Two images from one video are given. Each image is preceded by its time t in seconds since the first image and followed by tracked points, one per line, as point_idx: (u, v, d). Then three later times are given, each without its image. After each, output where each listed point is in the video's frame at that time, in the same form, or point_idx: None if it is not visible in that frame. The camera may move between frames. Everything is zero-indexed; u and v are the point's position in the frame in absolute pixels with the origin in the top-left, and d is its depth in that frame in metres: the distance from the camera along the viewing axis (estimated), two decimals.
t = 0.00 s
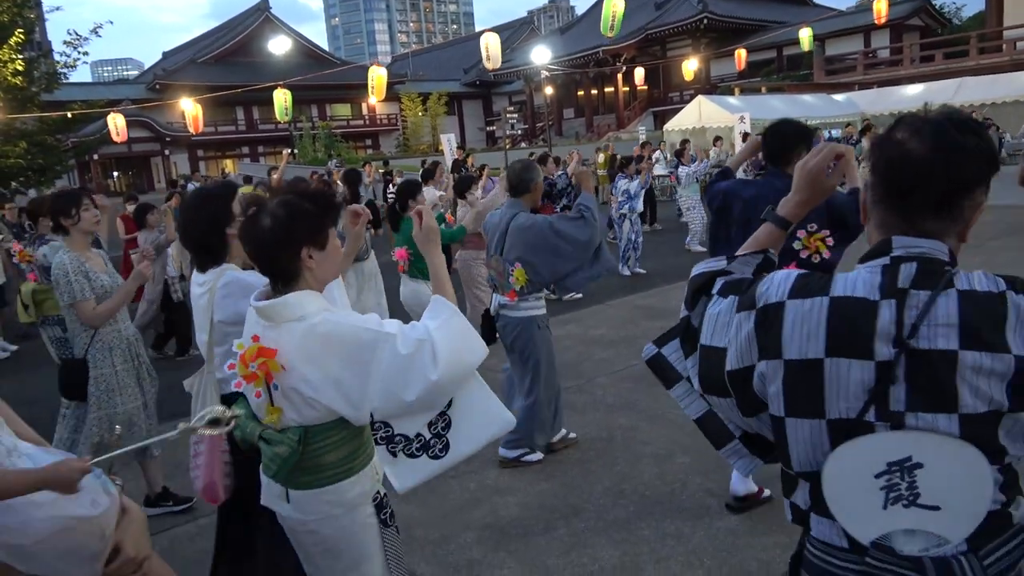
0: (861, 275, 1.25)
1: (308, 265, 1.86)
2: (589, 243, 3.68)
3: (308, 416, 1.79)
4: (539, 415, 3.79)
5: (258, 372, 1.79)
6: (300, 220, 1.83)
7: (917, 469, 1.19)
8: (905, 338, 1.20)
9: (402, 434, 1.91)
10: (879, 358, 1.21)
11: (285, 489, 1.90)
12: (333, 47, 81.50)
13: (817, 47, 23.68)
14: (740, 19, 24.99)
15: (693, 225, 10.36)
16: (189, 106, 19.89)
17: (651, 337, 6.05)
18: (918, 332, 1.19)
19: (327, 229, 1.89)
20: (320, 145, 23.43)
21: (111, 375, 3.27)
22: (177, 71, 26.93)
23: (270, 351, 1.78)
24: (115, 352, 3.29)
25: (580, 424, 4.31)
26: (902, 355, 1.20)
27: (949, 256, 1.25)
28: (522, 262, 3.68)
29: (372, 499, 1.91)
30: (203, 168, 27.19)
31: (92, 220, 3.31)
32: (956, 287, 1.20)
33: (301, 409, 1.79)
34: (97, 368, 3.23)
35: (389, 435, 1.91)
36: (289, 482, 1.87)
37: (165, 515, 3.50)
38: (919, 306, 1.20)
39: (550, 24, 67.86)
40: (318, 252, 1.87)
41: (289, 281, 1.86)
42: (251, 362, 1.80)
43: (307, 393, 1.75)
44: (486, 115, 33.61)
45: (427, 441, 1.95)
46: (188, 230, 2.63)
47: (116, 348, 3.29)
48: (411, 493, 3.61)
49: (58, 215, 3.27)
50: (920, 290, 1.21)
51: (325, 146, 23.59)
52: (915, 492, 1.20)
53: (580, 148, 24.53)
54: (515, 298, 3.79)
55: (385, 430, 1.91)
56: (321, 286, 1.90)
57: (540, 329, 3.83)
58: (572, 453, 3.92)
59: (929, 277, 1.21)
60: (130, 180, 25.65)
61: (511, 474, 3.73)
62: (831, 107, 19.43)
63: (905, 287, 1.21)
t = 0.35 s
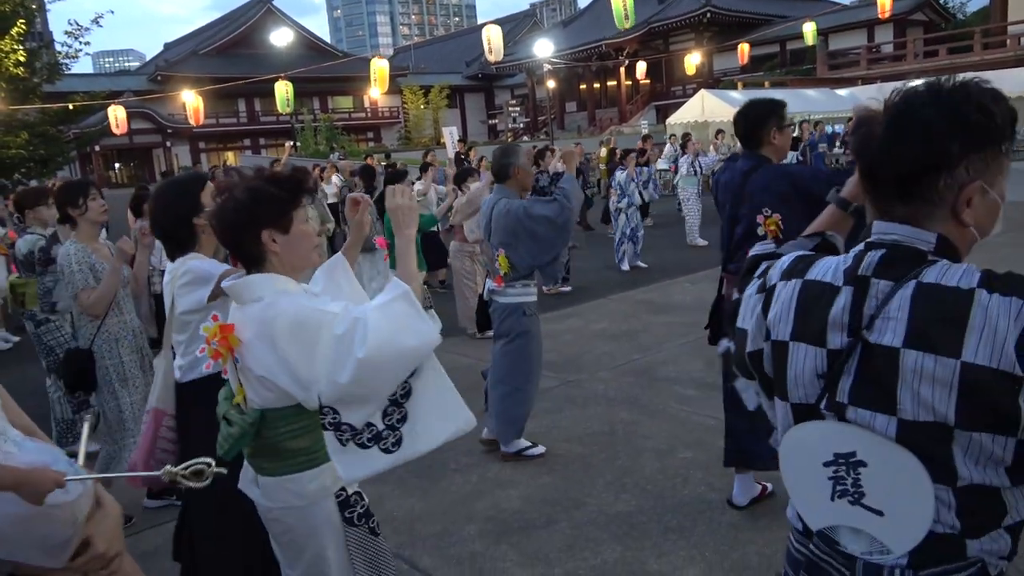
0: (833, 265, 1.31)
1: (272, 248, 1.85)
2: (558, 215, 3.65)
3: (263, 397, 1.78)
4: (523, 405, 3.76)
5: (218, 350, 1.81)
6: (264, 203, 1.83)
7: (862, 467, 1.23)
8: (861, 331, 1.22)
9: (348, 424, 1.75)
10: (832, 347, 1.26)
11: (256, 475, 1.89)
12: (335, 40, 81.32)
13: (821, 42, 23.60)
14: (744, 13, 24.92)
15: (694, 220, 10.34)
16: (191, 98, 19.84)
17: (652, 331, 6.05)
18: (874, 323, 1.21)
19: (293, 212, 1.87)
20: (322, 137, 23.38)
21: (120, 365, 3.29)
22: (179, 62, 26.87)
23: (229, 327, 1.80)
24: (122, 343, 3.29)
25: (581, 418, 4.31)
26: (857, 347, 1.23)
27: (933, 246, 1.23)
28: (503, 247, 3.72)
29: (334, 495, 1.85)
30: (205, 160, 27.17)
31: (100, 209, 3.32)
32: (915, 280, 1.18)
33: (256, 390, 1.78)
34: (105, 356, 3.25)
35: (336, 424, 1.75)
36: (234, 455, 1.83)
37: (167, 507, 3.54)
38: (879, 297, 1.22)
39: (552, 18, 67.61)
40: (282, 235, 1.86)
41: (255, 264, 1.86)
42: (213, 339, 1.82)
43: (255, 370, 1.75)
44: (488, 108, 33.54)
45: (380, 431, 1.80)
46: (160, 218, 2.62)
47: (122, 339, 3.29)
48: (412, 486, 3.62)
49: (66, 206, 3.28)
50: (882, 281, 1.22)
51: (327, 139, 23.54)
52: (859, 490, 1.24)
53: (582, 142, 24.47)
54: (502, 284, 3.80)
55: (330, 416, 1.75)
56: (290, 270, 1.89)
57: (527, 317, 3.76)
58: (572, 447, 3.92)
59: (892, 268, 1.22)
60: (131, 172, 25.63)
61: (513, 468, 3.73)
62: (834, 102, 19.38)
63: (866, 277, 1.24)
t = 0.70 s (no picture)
0: (903, 270, 1.32)
1: (257, 243, 1.83)
2: (528, 217, 3.62)
3: (252, 395, 1.77)
4: (509, 401, 3.76)
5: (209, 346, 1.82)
6: (247, 197, 1.81)
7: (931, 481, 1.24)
8: (927, 340, 1.23)
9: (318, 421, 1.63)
10: (899, 356, 1.28)
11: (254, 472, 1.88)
12: (345, 35, 81.31)
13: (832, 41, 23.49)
14: (754, 12, 24.84)
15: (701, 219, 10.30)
16: (199, 92, 19.87)
17: (659, 329, 6.03)
18: (939, 330, 1.21)
19: (277, 205, 1.84)
20: (330, 132, 23.37)
21: (99, 365, 3.26)
22: (188, 55, 26.92)
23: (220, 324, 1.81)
24: (104, 342, 3.27)
25: (587, 416, 4.30)
26: (923, 355, 1.24)
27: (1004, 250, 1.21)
28: (487, 241, 3.78)
29: (327, 494, 1.83)
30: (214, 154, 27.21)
31: (93, 201, 3.27)
32: (978, 285, 1.17)
33: (246, 387, 1.77)
34: (83, 355, 3.22)
35: (315, 424, 1.64)
36: (225, 458, 1.86)
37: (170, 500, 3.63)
38: (945, 303, 1.21)
39: (562, 14, 67.39)
40: (267, 229, 1.83)
41: (243, 259, 1.85)
42: (206, 336, 1.83)
43: (241, 367, 1.73)
44: (497, 104, 33.49)
45: (362, 429, 1.67)
46: (155, 205, 2.59)
47: (105, 338, 3.27)
48: (417, 482, 3.61)
49: (56, 198, 3.24)
50: (948, 286, 1.21)
51: (335, 133, 23.53)
52: (929, 506, 1.25)
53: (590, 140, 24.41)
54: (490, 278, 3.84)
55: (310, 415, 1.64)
56: (277, 266, 1.86)
57: (513, 314, 3.76)
58: (578, 445, 3.90)
59: (958, 271, 1.21)
60: (140, 165, 25.71)
61: (518, 464, 3.73)
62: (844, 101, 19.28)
63: (932, 281, 1.24)
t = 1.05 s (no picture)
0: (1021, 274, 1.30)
1: (266, 238, 1.82)
2: (518, 213, 3.63)
3: (262, 394, 1.76)
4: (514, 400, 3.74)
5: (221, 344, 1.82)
6: (253, 190, 1.79)
7: None
8: None
9: (330, 420, 1.61)
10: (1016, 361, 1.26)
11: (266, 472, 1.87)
12: (353, 31, 81.46)
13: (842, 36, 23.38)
14: (763, 6, 24.70)
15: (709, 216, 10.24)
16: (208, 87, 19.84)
17: (668, 325, 6.02)
18: None
19: (285, 199, 1.82)
20: (338, 128, 23.39)
21: (104, 360, 3.25)
22: (196, 52, 26.97)
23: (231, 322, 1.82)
24: (107, 337, 3.25)
25: (597, 411, 4.29)
26: None
27: None
28: (491, 238, 3.87)
29: (337, 497, 1.82)
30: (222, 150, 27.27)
31: (90, 197, 3.27)
32: None
33: (256, 385, 1.76)
34: (87, 352, 3.21)
35: (325, 422, 1.62)
36: (234, 453, 1.95)
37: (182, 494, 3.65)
38: None
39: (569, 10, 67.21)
40: (276, 224, 1.82)
41: (252, 254, 1.84)
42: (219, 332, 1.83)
43: (250, 363, 1.72)
44: (504, 100, 33.44)
45: (375, 429, 1.65)
46: (160, 202, 2.59)
47: (107, 332, 3.26)
48: (426, 476, 3.62)
49: (56, 195, 3.23)
50: None
51: (343, 129, 23.55)
52: None
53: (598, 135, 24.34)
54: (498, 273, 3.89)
55: (320, 413, 1.62)
56: (287, 260, 1.85)
57: (518, 313, 3.73)
58: (587, 441, 3.90)
59: None
60: (149, 161, 25.80)
61: (526, 459, 3.72)
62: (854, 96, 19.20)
63: None
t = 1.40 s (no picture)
0: None
1: (280, 239, 1.73)
2: (512, 211, 3.68)
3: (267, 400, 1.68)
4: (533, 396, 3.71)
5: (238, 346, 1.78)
6: (265, 191, 1.70)
7: None
8: None
9: (321, 440, 1.50)
10: None
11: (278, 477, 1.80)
12: (361, 27, 81.59)
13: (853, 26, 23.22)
14: None
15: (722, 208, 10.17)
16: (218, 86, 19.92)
17: (679, 319, 6.01)
18: None
19: (300, 200, 1.71)
20: (348, 125, 23.45)
21: (100, 361, 3.22)
22: (206, 50, 27.11)
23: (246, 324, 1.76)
24: (104, 338, 3.22)
25: (608, 406, 4.28)
26: None
27: None
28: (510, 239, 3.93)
29: (339, 514, 1.68)
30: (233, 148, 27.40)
31: (109, 199, 3.25)
32: None
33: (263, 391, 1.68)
34: (85, 352, 3.22)
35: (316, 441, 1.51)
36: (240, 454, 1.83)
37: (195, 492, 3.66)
38: None
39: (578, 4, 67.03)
40: (287, 225, 1.72)
41: (271, 254, 1.76)
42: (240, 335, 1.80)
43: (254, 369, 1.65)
44: (513, 95, 33.41)
45: (371, 453, 1.50)
46: (194, 206, 2.60)
47: (104, 333, 3.22)
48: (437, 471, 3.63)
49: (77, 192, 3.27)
50: None
51: (352, 126, 23.60)
52: None
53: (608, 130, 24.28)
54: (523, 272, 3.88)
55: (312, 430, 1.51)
56: (299, 262, 1.74)
57: (538, 310, 3.67)
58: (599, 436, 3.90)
59: None
60: (160, 159, 25.97)
61: (537, 455, 3.72)
62: (866, 88, 19.06)
63: None
